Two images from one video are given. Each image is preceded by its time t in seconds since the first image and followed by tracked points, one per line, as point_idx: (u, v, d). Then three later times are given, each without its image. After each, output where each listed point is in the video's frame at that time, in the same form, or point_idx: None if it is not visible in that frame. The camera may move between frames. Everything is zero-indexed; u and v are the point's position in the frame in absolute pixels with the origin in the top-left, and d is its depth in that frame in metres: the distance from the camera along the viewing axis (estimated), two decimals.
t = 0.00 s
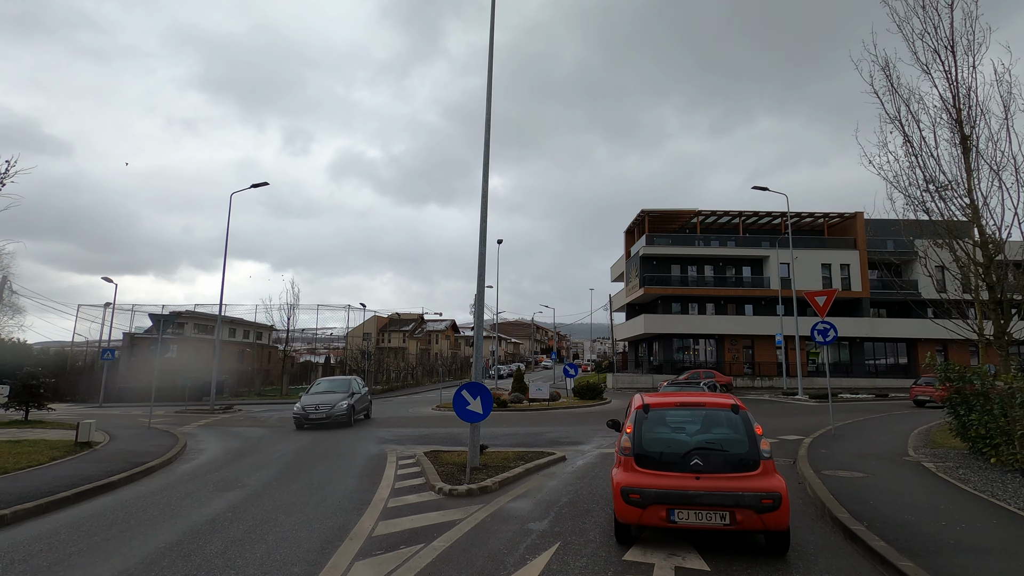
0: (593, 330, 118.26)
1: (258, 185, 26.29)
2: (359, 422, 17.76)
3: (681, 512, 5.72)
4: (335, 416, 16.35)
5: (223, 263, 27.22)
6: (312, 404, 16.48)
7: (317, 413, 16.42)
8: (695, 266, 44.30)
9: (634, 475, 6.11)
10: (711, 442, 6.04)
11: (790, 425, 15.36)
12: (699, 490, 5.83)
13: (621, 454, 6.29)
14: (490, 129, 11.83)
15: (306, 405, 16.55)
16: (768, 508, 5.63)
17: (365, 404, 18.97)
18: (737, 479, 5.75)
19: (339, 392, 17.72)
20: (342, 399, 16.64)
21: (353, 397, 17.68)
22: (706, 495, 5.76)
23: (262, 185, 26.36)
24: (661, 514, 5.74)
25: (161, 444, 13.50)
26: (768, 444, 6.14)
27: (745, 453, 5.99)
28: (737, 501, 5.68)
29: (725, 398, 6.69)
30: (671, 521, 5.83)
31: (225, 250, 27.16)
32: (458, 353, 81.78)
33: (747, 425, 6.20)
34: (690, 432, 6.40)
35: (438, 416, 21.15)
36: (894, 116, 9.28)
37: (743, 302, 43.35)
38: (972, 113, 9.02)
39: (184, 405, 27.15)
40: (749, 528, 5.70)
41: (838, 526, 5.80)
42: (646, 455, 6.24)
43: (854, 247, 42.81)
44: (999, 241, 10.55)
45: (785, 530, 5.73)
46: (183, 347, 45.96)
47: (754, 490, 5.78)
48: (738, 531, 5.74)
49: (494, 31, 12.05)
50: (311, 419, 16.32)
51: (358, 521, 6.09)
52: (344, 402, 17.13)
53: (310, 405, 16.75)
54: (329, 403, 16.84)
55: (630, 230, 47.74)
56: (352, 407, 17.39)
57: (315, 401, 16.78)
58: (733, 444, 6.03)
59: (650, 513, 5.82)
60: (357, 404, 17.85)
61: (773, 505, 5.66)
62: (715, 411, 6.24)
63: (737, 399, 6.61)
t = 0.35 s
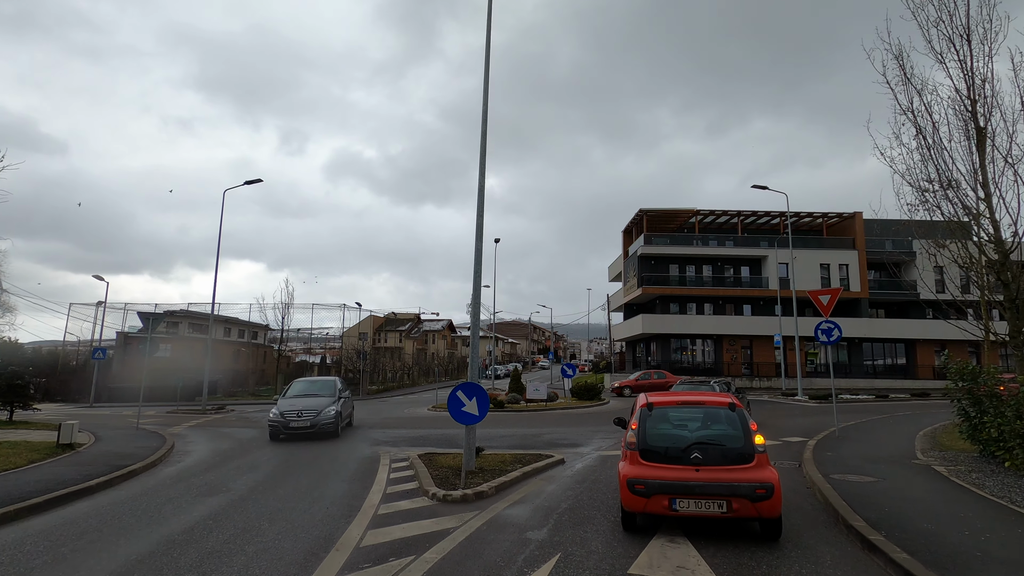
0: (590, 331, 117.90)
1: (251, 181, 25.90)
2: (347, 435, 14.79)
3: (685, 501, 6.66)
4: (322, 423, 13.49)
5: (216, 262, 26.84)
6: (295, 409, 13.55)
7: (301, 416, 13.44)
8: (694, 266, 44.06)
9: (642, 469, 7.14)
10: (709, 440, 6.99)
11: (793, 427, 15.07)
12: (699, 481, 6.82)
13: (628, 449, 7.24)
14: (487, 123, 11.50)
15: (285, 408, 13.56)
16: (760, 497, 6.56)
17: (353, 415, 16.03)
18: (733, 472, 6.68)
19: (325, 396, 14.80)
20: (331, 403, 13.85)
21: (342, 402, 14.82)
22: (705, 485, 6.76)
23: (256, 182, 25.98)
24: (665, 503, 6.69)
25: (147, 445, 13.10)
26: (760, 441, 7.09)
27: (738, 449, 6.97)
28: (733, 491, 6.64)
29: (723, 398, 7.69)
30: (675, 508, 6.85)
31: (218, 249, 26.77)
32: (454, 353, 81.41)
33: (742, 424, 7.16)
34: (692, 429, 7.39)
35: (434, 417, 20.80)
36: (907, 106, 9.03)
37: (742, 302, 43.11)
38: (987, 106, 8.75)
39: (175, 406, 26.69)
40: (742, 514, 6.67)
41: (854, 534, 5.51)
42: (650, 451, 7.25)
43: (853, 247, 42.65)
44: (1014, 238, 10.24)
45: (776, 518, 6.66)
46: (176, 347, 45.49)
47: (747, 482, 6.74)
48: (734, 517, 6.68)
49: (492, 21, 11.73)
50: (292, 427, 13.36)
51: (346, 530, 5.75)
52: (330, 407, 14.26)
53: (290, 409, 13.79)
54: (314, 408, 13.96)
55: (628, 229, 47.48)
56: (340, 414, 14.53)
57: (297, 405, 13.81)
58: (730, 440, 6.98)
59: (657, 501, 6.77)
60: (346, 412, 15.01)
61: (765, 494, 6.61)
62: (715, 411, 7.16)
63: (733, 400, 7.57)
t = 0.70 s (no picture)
0: (586, 331, 117.40)
1: (240, 175, 25.27)
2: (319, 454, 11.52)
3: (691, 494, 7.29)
4: (290, 443, 10.24)
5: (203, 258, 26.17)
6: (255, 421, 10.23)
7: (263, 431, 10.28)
8: (691, 265, 43.59)
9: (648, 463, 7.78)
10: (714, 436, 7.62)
11: (798, 429, 14.51)
12: (703, 473, 7.46)
13: (637, 445, 7.88)
14: (480, 109, 10.90)
15: (240, 420, 10.37)
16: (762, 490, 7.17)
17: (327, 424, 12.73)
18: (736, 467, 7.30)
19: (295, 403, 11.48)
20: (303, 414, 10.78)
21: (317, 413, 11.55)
22: (710, 478, 7.39)
23: (245, 176, 25.34)
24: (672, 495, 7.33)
25: (121, 448, 12.41)
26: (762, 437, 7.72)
27: (740, 445, 7.62)
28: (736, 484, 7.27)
29: (727, 396, 8.37)
30: (679, 501, 7.48)
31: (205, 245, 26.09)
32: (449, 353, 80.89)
33: (745, 423, 7.80)
34: (698, 427, 8.05)
35: (427, 418, 20.15)
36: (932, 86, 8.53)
37: (740, 301, 42.62)
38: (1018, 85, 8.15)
39: (161, 406, 25.95)
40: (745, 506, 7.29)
41: (891, 553, 4.95)
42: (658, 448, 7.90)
43: (852, 246, 42.28)
44: None
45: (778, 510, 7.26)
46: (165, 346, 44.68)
47: (749, 476, 7.36)
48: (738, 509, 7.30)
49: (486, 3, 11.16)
50: (248, 444, 10.05)
51: (318, 550, 5.09)
52: (302, 418, 11.06)
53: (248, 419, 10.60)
54: (282, 418, 10.69)
55: (625, 228, 47.04)
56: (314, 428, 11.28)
57: (258, 414, 10.48)
58: (734, 437, 7.61)
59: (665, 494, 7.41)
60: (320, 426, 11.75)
61: (767, 487, 7.21)
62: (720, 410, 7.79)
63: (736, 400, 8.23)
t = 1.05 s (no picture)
0: (580, 332, 116.64)
1: (224, 167, 24.32)
2: (262, 484, 8.12)
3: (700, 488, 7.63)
4: (211, 481, 6.80)
5: (185, 254, 25.15)
6: (157, 446, 6.78)
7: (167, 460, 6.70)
8: (688, 264, 42.95)
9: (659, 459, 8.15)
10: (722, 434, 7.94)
11: (807, 432, 13.81)
12: (712, 470, 7.82)
13: (648, 442, 8.26)
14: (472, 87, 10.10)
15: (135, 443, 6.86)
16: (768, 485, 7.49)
17: (278, 439, 9.30)
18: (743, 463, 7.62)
19: (227, 414, 8.00)
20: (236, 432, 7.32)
21: (259, 429, 8.10)
22: (718, 474, 7.76)
23: (229, 168, 24.39)
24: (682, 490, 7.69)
25: (84, 453, 11.51)
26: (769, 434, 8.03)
27: (749, 443, 7.91)
28: (743, 479, 7.60)
29: (735, 393, 8.67)
30: (690, 496, 7.87)
31: (188, 240, 25.07)
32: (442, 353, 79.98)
33: (752, 420, 8.10)
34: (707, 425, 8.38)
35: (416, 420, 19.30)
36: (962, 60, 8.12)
37: (737, 301, 42.03)
38: None
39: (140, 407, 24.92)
40: (753, 501, 7.63)
41: None
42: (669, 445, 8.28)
43: (850, 246, 41.76)
44: None
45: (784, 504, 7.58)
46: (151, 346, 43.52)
47: (756, 471, 7.68)
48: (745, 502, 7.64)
49: None
50: (143, 480, 6.55)
51: None
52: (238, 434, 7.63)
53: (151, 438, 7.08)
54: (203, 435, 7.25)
55: (621, 226, 46.37)
56: (256, 452, 7.88)
57: (166, 433, 7.07)
58: (741, 435, 7.96)
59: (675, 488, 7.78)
60: (264, 448, 8.32)
61: (774, 483, 7.56)
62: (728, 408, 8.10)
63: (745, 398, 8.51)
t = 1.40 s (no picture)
0: (571, 332, 116.05)
1: (204, 158, 23.38)
2: (126, 559, 4.81)
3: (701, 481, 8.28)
4: None
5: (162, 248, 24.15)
6: None
7: None
8: (681, 263, 42.39)
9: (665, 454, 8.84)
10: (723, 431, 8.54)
11: (812, 437, 13.12)
12: (714, 464, 8.50)
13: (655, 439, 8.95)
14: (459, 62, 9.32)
15: None
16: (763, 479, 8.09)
17: (169, 481, 5.81)
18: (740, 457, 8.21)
19: (30, 443, 4.46)
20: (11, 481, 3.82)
21: (100, 472, 4.60)
22: (720, 468, 8.43)
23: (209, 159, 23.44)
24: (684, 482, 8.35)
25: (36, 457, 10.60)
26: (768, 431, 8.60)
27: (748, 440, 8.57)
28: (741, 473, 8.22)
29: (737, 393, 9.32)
30: (693, 488, 8.56)
31: (166, 233, 24.07)
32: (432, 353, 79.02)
33: (752, 419, 8.75)
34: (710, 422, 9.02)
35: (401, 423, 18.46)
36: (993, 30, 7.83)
37: (731, 301, 41.50)
38: None
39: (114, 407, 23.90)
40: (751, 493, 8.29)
41: None
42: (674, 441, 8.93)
43: (844, 246, 41.39)
44: None
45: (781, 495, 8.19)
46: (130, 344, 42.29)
47: (755, 466, 8.33)
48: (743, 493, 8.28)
49: None
50: None
51: None
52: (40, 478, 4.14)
53: None
54: None
55: (614, 225, 45.75)
56: (78, 516, 4.26)
57: None
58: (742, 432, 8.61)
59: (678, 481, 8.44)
60: (119, 504, 4.83)
61: (771, 476, 8.23)
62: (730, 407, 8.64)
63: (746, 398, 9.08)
